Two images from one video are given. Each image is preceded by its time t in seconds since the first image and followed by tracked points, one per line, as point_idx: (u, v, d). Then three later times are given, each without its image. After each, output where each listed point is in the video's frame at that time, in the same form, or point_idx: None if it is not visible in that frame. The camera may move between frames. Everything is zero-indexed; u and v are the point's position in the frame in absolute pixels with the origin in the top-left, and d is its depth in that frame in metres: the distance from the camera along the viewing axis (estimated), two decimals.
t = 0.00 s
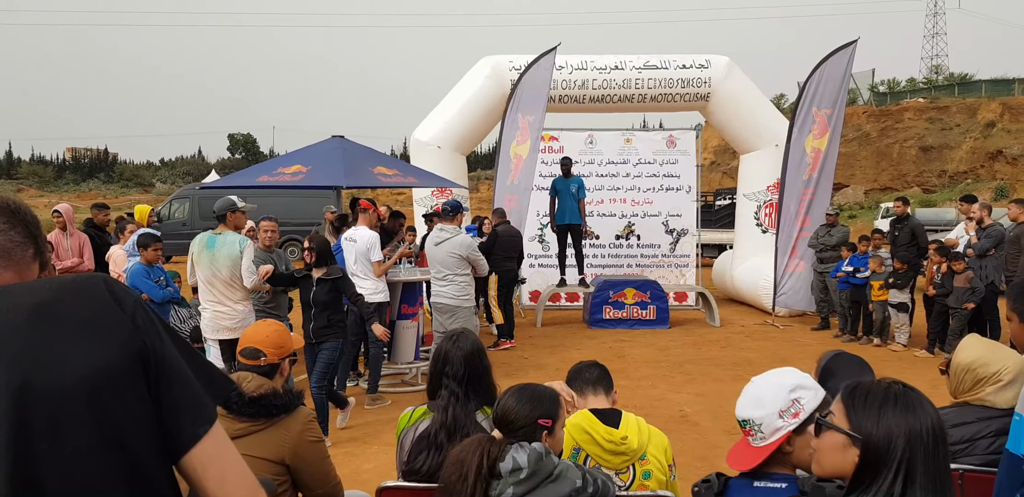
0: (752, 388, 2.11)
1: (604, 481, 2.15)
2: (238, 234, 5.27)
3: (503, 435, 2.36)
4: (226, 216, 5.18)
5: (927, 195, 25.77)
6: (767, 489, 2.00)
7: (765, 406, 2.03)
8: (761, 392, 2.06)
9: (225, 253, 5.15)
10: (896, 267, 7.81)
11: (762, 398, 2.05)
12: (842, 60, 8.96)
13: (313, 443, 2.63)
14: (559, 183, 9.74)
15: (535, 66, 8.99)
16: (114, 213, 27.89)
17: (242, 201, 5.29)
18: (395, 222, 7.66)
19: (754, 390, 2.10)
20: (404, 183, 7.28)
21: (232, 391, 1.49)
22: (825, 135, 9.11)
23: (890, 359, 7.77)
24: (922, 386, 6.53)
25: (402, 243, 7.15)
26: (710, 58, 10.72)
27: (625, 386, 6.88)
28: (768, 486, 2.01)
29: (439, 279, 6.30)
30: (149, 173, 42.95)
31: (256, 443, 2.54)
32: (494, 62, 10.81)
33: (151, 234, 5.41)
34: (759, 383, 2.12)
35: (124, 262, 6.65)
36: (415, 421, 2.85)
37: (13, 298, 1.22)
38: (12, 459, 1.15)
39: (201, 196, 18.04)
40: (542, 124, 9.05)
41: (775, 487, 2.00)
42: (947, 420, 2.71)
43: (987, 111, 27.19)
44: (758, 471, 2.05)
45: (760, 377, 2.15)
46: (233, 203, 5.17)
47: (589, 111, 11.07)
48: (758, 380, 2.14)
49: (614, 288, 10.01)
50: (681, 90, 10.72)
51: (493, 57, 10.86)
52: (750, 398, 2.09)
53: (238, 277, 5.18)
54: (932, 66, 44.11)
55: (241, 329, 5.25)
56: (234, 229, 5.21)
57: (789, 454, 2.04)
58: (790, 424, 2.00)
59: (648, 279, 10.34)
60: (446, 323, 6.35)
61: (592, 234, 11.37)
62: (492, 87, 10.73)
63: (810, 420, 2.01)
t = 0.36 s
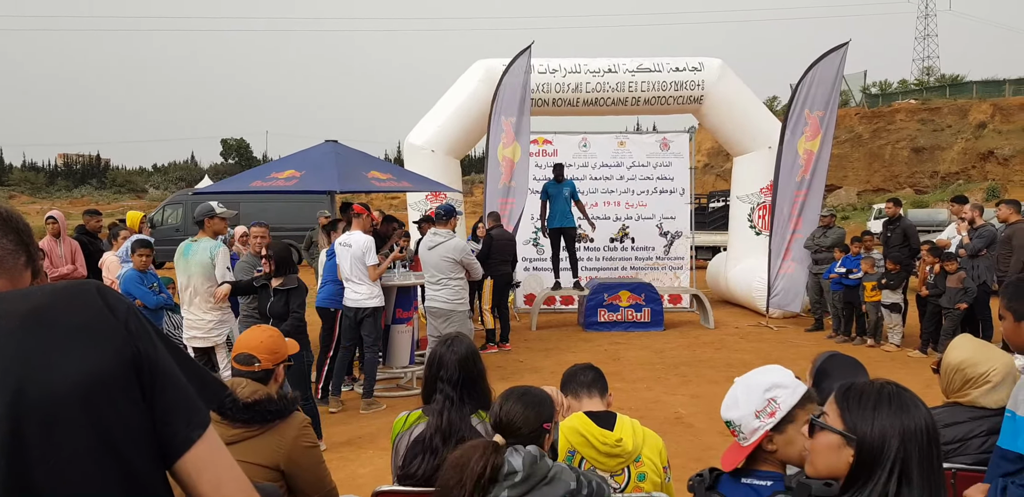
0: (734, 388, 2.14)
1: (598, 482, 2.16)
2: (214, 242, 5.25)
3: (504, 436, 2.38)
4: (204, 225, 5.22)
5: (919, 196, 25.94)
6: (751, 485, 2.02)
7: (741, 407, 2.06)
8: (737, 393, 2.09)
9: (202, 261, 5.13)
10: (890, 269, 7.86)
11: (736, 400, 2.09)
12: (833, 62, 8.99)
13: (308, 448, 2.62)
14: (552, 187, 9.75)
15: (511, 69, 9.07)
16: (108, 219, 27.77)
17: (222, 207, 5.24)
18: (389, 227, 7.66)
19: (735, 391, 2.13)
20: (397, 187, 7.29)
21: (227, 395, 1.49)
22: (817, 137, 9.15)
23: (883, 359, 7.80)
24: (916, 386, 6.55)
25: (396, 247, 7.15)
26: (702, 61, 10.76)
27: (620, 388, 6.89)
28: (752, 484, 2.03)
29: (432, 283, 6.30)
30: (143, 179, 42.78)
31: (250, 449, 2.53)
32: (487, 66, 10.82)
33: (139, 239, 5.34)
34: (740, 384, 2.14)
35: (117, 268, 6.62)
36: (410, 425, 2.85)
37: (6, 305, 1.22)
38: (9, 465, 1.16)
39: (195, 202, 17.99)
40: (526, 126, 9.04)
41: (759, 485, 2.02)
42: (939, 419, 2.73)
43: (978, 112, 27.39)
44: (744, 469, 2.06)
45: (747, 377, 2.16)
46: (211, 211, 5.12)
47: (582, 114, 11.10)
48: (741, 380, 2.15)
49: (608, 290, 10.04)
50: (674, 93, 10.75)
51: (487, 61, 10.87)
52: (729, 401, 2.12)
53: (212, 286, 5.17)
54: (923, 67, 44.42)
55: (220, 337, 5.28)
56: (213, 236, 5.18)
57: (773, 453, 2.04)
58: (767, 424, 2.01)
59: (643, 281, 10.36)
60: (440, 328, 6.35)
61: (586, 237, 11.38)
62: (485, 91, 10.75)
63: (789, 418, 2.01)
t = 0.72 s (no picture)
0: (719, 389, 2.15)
1: (593, 483, 2.18)
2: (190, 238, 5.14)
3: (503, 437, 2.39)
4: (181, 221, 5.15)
5: (912, 197, 26.07)
6: (739, 486, 2.02)
7: (724, 409, 2.08)
8: (721, 396, 2.11)
9: (173, 260, 5.07)
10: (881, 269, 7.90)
11: (721, 400, 2.10)
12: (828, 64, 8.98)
13: (301, 447, 2.61)
14: (543, 189, 9.77)
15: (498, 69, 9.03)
16: (100, 216, 27.59)
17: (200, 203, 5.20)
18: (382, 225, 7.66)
19: (717, 393, 2.15)
20: (392, 186, 7.27)
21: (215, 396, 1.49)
22: (812, 139, 9.15)
23: (876, 360, 7.83)
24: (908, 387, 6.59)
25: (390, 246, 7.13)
26: (698, 61, 10.78)
27: (614, 388, 6.89)
28: (741, 484, 2.03)
29: (426, 282, 6.29)
30: (136, 176, 42.55)
31: (244, 448, 2.52)
32: (483, 65, 10.80)
33: (130, 237, 5.32)
34: (722, 385, 2.16)
35: (109, 266, 6.58)
36: (404, 424, 2.84)
37: None
38: None
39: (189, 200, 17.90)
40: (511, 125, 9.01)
41: (748, 485, 2.02)
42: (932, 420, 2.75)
43: (971, 115, 27.56)
44: (733, 470, 2.07)
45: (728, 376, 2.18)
46: (188, 206, 5.10)
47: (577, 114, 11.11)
48: (724, 381, 2.17)
49: (602, 290, 10.05)
50: (669, 93, 10.76)
51: (482, 60, 10.86)
52: (713, 403, 2.14)
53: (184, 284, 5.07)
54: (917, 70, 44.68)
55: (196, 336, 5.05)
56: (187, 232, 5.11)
57: (758, 452, 2.04)
58: (750, 424, 2.01)
59: (637, 281, 10.37)
60: (434, 326, 6.34)
61: (581, 237, 11.39)
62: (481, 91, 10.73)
63: (771, 417, 2.02)
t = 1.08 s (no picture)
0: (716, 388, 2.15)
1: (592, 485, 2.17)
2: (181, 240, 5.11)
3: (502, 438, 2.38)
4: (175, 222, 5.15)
5: (908, 196, 26.11)
6: (735, 486, 2.00)
7: (724, 409, 2.06)
8: (720, 395, 2.10)
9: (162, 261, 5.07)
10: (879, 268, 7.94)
11: (720, 400, 2.09)
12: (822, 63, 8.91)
13: (297, 448, 2.60)
14: (538, 189, 9.78)
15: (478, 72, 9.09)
16: (95, 217, 27.47)
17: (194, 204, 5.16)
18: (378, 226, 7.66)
19: (714, 392, 2.14)
20: (387, 186, 7.25)
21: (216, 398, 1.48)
22: (806, 138, 8.99)
23: (872, 360, 7.84)
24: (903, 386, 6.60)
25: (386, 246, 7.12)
26: (692, 61, 10.79)
27: (611, 388, 6.89)
28: (737, 484, 2.01)
29: (422, 283, 6.26)
30: (131, 178, 42.39)
31: (241, 449, 2.51)
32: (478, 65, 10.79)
33: (124, 238, 5.29)
34: (719, 384, 2.15)
35: (104, 267, 6.56)
36: (400, 424, 2.82)
37: None
38: None
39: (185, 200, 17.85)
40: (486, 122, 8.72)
41: (743, 485, 2.00)
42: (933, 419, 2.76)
43: (967, 113, 27.61)
44: (728, 470, 2.06)
45: (725, 376, 2.17)
46: (180, 206, 5.08)
47: (572, 114, 11.10)
48: (722, 381, 2.15)
49: (598, 290, 10.05)
50: (664, 93, 10.77)
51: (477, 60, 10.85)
52: (710, 402, 2.13)
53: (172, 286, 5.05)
54: (913, 68, 44.77)
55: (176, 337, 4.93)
56: (177, 233, 5.10)
57: (755, 453, 2.04)
58: (749, 426, 2.01)
59: (633, 281, 10.37)
60: (429, 327, 6.32)
61: (577, 237, 11.39)
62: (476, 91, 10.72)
63: (771, 420, 2.02)
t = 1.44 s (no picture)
0: (715, 393, 2.14)
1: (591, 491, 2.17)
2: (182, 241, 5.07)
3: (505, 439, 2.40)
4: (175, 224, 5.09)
5: (906, 201, 26.15)
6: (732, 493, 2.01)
7: (725, 414, 2.04)
8: (721, 400, 2.08)
9: (162, 261, 5.05)
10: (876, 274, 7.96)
11: (721, 405, 2.07)
12: (822, 68, 8.93)
13: (295, 451, 2.60)
14: (542, 191, 9.78)
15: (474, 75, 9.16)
16: (94, 218, 27.43)
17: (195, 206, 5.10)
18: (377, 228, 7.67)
19: (715, 397, 2.12)
20: (387, 189, 7.25)
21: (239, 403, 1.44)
22: (806, 143, 9.06)
23: (871, 365, 7.84)
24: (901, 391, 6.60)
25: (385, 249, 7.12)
26: (692, 65, 10.80)
27: (609, 392, 6.87)
28: (734, 492, 2.01)
29: (420, 286, 6.26)
30: (130, 179, 42.34)
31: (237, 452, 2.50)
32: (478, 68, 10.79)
33: (122, 240, 5.26)
34: (720, 389, 2.13)
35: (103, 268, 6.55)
36: (397, 428, 2.81)
37: (29, 301, 1.16)
38: (27, 467, 1.07)
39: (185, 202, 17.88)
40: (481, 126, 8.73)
41: (740, 492, 2.00)
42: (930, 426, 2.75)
43: (965, 119, 27.66)
44: (727, 477, 2.05)
45: (726, 380, 2.16)
46: (181, 209, 5.02)
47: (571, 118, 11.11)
48: (723, 385, 2.14)
49: (597, 294, 10.04)
50: (663, 97, 10.78)
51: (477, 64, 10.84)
52: (711, 407, 2.11)
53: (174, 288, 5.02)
54: (912, 73, 44.86)
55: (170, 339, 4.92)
56: (179, 234, 5.07)
57: (754, 460, 2.03)
58: (750, 432, 2.00)
59: (631, 284, 10.36)
60: (427, 330, 6.31)
61: (576, 240, 11.39)
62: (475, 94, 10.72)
63: (771, 426, 2.01)
